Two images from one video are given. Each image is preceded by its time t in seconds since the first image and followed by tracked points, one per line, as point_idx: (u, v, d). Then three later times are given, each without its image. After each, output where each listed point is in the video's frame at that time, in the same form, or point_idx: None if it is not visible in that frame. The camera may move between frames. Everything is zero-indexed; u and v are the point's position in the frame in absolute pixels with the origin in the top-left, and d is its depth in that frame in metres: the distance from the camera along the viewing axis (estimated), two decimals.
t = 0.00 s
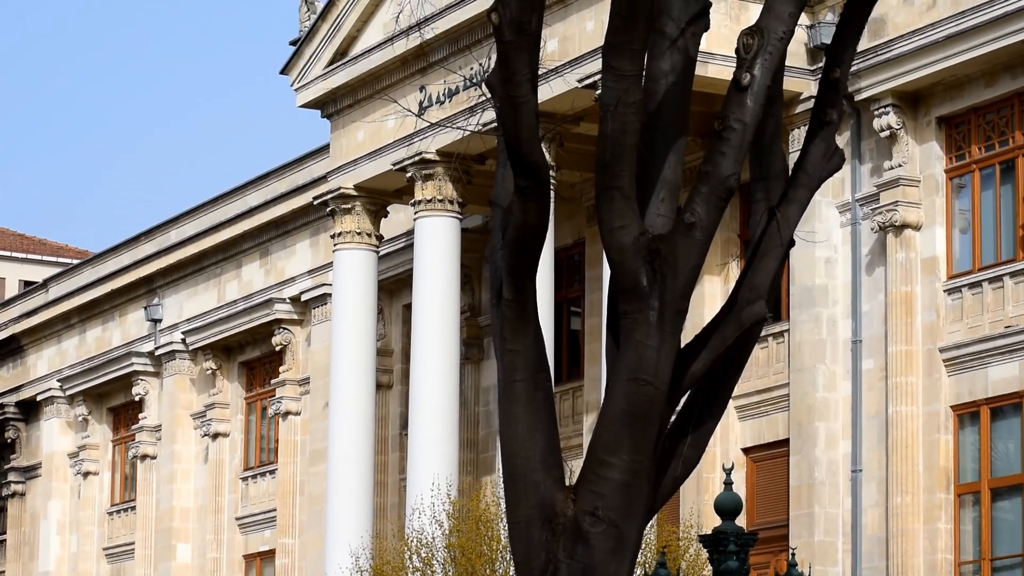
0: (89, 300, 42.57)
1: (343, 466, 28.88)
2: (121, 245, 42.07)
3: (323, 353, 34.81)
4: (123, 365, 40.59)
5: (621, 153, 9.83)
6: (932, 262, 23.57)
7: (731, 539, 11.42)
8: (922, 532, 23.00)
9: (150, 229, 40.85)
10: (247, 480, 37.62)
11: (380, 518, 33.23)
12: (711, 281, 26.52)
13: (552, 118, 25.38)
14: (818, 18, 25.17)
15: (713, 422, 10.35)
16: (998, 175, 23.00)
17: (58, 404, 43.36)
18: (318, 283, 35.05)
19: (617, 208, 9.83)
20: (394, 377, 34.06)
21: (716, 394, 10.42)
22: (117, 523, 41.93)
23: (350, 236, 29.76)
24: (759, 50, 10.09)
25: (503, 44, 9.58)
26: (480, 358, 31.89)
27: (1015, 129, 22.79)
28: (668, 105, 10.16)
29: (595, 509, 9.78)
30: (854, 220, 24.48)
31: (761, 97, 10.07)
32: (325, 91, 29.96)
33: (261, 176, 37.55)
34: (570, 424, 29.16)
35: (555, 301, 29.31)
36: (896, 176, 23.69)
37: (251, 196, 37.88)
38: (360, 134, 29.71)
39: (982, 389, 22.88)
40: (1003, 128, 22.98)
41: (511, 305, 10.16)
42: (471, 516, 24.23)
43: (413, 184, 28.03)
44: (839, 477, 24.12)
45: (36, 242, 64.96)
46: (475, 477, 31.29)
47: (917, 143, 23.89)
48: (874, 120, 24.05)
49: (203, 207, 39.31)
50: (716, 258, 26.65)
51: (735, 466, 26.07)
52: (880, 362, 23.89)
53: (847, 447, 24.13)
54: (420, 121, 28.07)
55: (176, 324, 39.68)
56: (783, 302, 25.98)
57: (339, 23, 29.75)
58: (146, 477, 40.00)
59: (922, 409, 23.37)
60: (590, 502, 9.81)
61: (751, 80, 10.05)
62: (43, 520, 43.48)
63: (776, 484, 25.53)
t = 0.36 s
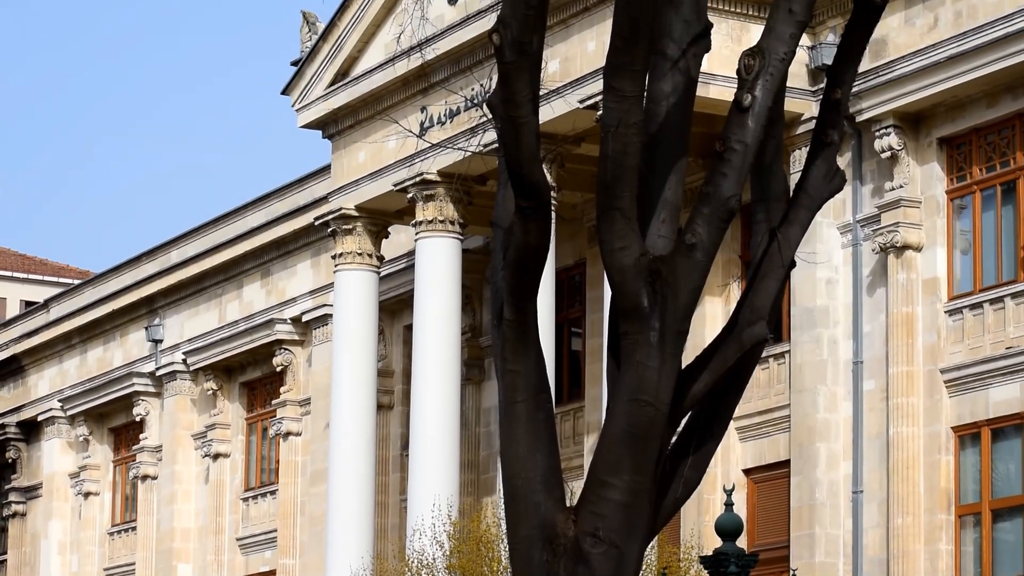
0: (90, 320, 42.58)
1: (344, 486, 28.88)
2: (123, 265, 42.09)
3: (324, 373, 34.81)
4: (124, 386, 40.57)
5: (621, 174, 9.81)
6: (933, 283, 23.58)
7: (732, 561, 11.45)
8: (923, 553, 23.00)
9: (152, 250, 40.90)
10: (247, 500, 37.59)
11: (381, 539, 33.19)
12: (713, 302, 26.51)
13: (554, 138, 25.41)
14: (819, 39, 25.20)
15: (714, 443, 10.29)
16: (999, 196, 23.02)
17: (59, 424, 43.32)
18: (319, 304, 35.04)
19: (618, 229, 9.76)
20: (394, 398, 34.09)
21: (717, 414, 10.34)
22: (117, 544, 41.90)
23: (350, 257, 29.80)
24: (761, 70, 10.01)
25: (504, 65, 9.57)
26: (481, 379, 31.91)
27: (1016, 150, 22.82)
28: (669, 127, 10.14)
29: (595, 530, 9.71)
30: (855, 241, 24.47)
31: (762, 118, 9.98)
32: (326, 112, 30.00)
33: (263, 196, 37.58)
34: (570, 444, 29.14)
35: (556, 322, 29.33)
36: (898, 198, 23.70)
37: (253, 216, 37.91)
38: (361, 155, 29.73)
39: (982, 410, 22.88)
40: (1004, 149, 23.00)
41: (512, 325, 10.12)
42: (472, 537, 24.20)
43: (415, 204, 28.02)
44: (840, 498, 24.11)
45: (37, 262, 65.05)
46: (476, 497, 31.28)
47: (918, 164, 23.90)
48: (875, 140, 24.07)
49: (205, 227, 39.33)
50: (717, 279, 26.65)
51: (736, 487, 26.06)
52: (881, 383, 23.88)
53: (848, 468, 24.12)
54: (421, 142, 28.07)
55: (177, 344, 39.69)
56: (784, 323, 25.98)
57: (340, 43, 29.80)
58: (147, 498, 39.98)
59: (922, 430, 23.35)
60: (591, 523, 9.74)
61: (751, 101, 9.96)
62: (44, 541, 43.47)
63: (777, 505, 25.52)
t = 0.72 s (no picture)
0: (91, 340, 42.58)
1: (345, 507, 28.87)
2: (124, 285, 42.11)
3: (325, 394, 34.81)
4: (124, 406, 40.54)
5: (622, 197, 9.79)
6: (934, 304, 23.58)
7: None
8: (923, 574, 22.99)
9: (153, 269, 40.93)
10: (248, 520, 37.57)
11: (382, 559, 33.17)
12: (714, 323, 26.52)
13: (555, 159, 25.46)
14: (819, 60, 25.24)
15: (714, 465, 10.28)
16: (1000, 217, 23.04)
17: (60, 444, 43.29)
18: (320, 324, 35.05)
19: (619, 250, 9.73)
20: (394, 419, 34.10)
21: (716, 436, 10.32)
22: (118, 563, 41.88)
23: (351, 277, 29.84)
24: (762, 92, 9.99)
25: (506, 87, 9.55)
26: (482, 400, 31.93)
27: (1017, 171, 22.85)
28: (670, 149, 10.13)
29: (596, 551, 9.67)
30: (856, 262, 24.48)
31: (764, 138, 9.97)
32: (327, 132, 30.04)
33: (264, 217, 37.62)
34: (570, 465, 29.13)
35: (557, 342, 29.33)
36: (898, 219, 23.71)
37: (254, 236, 37.95)
38: (362, 176, 29.76)
39: (983, 431, 22.87)
40: (1006, 171, 23.02)
41: (513, 347, 10.07)
42: (473, 558, 24.16)
43: (415, 225, 28.02)
44: (841, 520, 24.11)
45: (39, 282, 65.14)
46: (476, 518, 31.27)
47: (919, 185, 23.91)
48: (877, 161, 24.08)
49: (206, 247, 39.37)
50: (718, 300, 26.67)
51: (737, 508, 26.03)
52: (882, 405, 23.88)
53: (849, 489, 24.11)
54: (422, 162, 28.10)
55: (177, 364, 39.69)
56: (784, 344, 25.98)
57: (341, 64, 29.85)
58: (147, 518, 39.97)
59: (923, 452, 23.35)
60: (591, 544, 9.70)
61: (752, 122, 9.95)
62: (44, 560, 43.50)
63: (777, 527, 25.51)
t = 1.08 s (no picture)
0: (91, 355, 42.58)
1: (346, 521, 28.87)
2: (125, 300, 42.13)
3: (326, 409, 34.80)
4: (125, 421, 40.49)
5: (623, 212, 9.77)
6: (935, 320, 23.59)
7: None
8: None
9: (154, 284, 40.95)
10: (248, 535, 37.57)
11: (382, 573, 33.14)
12: (715, 338, 26.55)
13: (557, 175, 25.48)
14: (821, 75, 25.26)
15: (716, 480, 10.26)
16: (1001, 233, 23.05)
17: (60, 459, 43.26)
18: (322, 339, 35.05)
19: (620, 265, 9.70)
20: (394, 434, 34.09)
21: (718, 451, 10.30)
22: None
23: (352, 292, 29.86)
24: (763, 108, 9.96)
25: (507, 102, 9.49)
26: (483, 415, 31.95)
27: (1018, 187, 22.85)
28: (671, 164, 10.10)
29: (596, 566, 9.60)
30: (856, 278, 24.48)
31: (765, 154, 9.94)
32: (329, 147, 30.07)
33: (265, 232, 37.67)
34: (571, 480, 29.13)
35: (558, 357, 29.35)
36: (899, 235, 23.72)
37: (255, 251, 37.99)
38: (363, 190, 29.77)
39: (984, 446, 22.87)
40: (1006, 186, 23.03)
41: (514, 361, 10.02)
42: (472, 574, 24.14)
43: (417, 240, 28.01)
44: (841, 535, 24.10)
45: (40, 297, 65.24)
46: (476, 533, 31.26)
47: (921, 202, 23.92)
48: (878, 177, 24.08)
49: (208, 263, 39.41)
50: (719, 315, 26.67)
51: (738, 523, 26.02)
52: (883, 420, 23.86)
53: (849, 504, 24.10)
54: (423, 177, 28.13)
55: (179, 379, 39.70)
56: (785, 360, 25.96)
57: (342, 79, 29.90)
58: (147, 532, 39.98)
59: (924, 466, 23.34)
60: (591, 559, 9.63)
61: (754, 138, 9.91)
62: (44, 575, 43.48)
63: (778, 543, 25.50)
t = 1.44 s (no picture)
0: (92, 377, 42.57)
1: (346, 544, 28.87)
2: (125, 323, 42.15)
3: (326, 432, 34.76)
4: (126, 443, 40.45)
5: (624, 235, 9.71)
6: (936, 345, 23.58)
7: None
8: None
9: (154, 306, 40.98)
10: (248, 558, 37.56)
11: None
12: (715, 363, 26.55)
13: (558, 199, 25.49)
14: (822, 100, 25.30)
15: (717, 505, 10.25)
16: (1002, 258, 23.05)
17: (61, 481, 43.20)
18: (322, 362, 35.04)
19: (621, 289, 9.64)
20: (395, 457, 34.08)
21: (719, 475, 10.27)
22: None
23: (354, 316, 29.86)
24: (764, 132, 9.79)
25: (508, 125, 9.45)
26: (483, 439, 31.94)
27: (1020, 213, 22.86)
28: (672, 189, 10.09)
29: None
30: (857, 302, 24.47)
31: (766, 179, 9.80)
32: (329, 171, 30.09)
33: (265, 255, 37.71)
34: (571, 505, 29.11)
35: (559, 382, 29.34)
36: (901, 260, 23.72)
37: (256, 274, 38.03)
38: (364, 214, 29.79)
39: (984, 472, 22.84)
40: (1007, 212, 23.03)
41: (515, 385, 9.97)
42: None
43: (418, 263, 28.00)
44: (841, 560, 24.07)
45: (41, 318, 65.34)
46: (476, 558, 31.23)
47: (922, 227, 23.93)
48: (879, 202, 24.10)
49: (209, 286, 39.44)
50: (720, 340, 26.67)
51: (738, 548, 26.02)
52: (883, 446, 23.84)
53: (850, 530, 24.08)
54: (425, 201, 28.16)
55: (179, 402, 39.69)
56: (787, 385, 25.95)
57: (343, 102, 29.96)
58: (147, 555, 39.98)
59: (924, 492, 23.33)
60: None
61: (755, 162, 9.76)
62: None
63: (778, 568, 25.47)
